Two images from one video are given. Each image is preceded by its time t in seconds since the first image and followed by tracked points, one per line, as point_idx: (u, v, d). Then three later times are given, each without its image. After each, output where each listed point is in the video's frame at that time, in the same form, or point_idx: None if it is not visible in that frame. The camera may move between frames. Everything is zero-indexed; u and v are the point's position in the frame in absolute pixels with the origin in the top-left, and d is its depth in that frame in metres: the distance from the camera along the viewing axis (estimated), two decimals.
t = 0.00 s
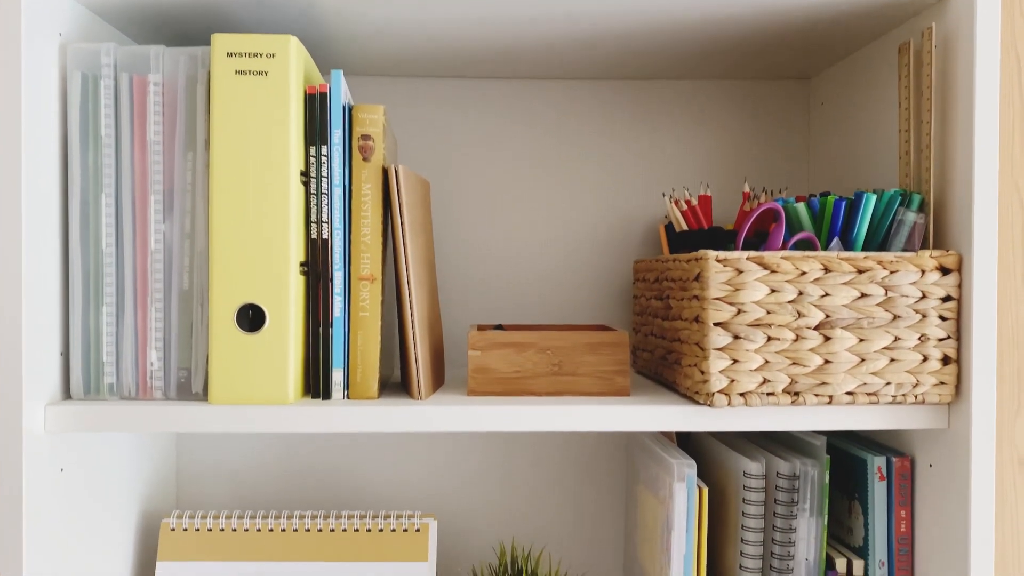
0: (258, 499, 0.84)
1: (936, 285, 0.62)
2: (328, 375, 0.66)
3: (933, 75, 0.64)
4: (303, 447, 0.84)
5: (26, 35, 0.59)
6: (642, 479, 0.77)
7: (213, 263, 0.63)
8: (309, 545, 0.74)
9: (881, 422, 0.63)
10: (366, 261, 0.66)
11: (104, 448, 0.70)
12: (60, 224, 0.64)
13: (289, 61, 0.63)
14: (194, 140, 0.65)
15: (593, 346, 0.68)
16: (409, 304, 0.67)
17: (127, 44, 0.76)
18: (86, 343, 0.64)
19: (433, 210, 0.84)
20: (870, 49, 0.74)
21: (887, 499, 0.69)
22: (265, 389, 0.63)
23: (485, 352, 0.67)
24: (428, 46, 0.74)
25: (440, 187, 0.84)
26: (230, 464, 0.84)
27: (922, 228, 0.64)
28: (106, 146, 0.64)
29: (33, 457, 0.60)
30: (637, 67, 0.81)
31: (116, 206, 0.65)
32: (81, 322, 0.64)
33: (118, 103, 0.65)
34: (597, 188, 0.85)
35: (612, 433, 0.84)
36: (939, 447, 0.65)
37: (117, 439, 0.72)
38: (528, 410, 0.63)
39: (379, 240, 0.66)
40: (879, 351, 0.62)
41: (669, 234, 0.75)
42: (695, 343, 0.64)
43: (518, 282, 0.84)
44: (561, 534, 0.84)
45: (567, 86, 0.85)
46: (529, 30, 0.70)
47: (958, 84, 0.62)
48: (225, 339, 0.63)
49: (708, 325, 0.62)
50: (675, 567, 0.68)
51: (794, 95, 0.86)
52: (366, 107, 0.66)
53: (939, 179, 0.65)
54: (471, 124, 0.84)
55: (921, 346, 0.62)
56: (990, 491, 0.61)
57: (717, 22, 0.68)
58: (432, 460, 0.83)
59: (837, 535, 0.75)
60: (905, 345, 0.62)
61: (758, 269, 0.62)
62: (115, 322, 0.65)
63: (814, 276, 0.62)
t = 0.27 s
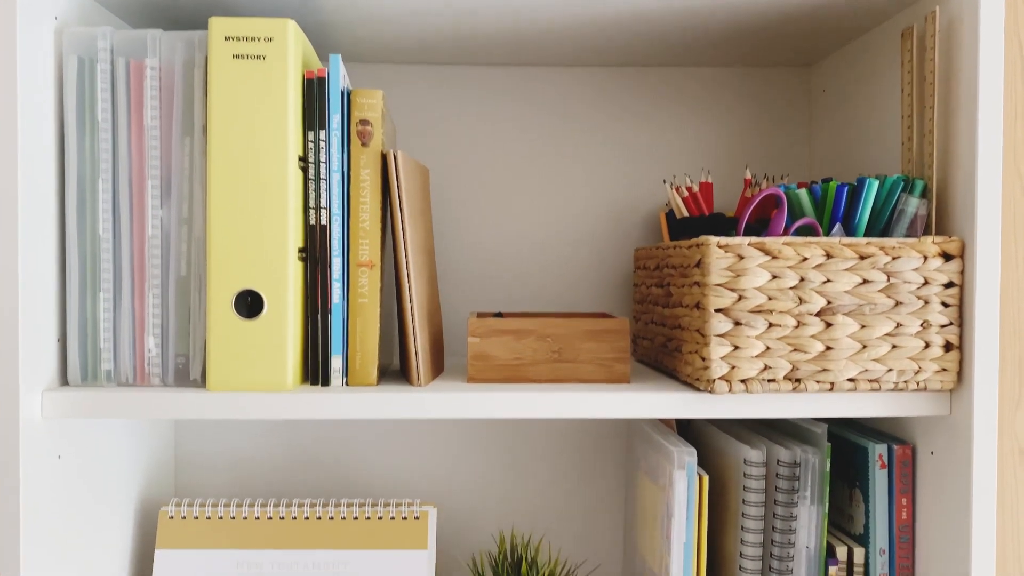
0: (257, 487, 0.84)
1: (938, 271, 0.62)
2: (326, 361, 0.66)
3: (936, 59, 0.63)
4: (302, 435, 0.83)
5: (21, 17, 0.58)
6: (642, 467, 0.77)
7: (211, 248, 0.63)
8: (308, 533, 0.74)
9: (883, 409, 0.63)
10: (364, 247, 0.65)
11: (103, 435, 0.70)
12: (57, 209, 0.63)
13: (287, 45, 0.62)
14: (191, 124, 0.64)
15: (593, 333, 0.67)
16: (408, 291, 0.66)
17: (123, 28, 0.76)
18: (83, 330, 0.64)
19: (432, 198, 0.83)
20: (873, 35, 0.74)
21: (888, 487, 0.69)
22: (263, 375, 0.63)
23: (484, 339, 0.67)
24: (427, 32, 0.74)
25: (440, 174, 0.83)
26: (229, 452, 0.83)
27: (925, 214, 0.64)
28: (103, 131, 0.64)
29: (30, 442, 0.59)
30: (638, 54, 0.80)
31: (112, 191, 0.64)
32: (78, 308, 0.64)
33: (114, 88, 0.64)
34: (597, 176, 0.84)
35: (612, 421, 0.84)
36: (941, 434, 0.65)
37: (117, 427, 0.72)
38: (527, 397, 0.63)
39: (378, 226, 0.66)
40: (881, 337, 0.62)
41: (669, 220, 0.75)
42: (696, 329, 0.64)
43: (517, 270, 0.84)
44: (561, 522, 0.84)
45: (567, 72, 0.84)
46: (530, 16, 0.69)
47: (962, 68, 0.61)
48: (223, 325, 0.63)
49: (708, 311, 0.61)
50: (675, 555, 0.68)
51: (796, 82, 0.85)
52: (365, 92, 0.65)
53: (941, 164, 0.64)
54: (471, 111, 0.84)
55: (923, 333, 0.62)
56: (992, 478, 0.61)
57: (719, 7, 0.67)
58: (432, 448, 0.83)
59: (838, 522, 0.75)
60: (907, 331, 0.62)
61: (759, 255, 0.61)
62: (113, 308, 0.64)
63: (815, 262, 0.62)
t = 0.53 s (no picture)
0: (257, 476, 0.83)
1: (941, 257, 0.62)
2: (327, 348, 0.65)
3: (941, 44, 0.63)
4: (302, 424, 0.83)
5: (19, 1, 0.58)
6: (643, 455, 0.77)
7: (210, 234, 0.62)
8: (309, 520, 0.74)
9: (885, 396, 0.63)
10: (365, 233, 0.65)
11: (103, 422, 0.69)
12: (56, 195, 0.63)
13: (287, 30, 0.62)
14: (190, 110, 0.64)
15: (595, 320, 0.67)
16: (409, 278, 0.66)
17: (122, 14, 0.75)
18: (82, 316, 0.64)
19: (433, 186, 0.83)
20: (876, 22, 0.73)
21: (889, 475, 0.69)
22: (263, 362, 0.63)
23: (485, 327, 0.67)
24: (427, 19, 0.73)
25: (440, 163, 0.83)
26: (229, 441, 0.83)
27: (929, 197, 0.63)
28: (102, 116, 0.63)
29: (30, 429, 0.59)
30: (639, 42, 0.80)
31: (111, 177, 0.64)
32: (77, 294, 0.63)
33: (113, 73, 0.64)
34: (599, 165, 0.84)
35: (613, 410, 0.84)
36: (943, 421, 0.64)
37: (117, 414, 0.72)
38: (529, 384, 0.63)
39: (378, 212, 0.65)
40: (884, 324, 0.62)
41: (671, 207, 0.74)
42: (698, 316, 0.63)
43: (518, 259, 0.84)
44: (562, 511, 0.84)
45: (568, 60, 0.84)
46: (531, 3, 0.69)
47: (966, 53, 0.61)
48: (223, 311, 0.62)
49: (711, 298, 0.61)
50: (677, 542, 0.68)
51: (798, 70, 0.85)
52: (365, 77, 0.65)
53: (945, 150, 0.64)
54: (471, 99, 0.83)
55: (926, 320, 0.62)
56: (994, 465, 0.61)
57: None
58: (433, 437, 0.83)
59: (839, 511, 0.75)
60: (910, 318, 0.62)
61: (762, 242, 0.61)
62: (112, 294, 0.64)
63: (818, 249, 0.61)
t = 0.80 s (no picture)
0: (257, 464, 0.83)
1: (945, 242, 0.61)
2: (328, 334, 0.65)
3: (945, 27, 0.62)
4: (302, 411, 0.83)
5: None
6: (645, 442, 0.77)
7: (210, 219, 0.62)
8: (310, 507, 0.74)
9: (889, 382, 0.62)
10: (365, 218, 0.65)
11: (104, 409, 0.69)
12: (54, 179, 0.63)
13: (286, 13, 0.61)
14: (189, 94, 0.63)
15: (596, 306, 0.67)
16: (409, 263, 0.66)
17: None
18: (81, 301, 0.63)
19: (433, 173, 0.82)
20: (880, 7, 0.73)
21: (892, 462, 0.68)
22: (264, 346, 0.62)
23: (487, 313, 0.66)
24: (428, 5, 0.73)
25: (441, 149, 0.82)
26: (229, 429, 0.83)
27: (933, 182, 0.63)
28: (100, 100, 0.63)
29: (29, 413, 0.59)
30: (641, 28, 0.79)
31: (110, 160, 0.63)
32: (76, 279, 0.63)
33: (111, 56, 0.63)
34: (600, 152, 0.83)
35: (614, 397, 0.83)
36: (946, 407, 0.64)
37: (117, 401, 0.72)
38: (530, 370, 0.62)
39: (379, 197, 0.65)
40: (887, 309, 0.61)
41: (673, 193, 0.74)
42: (700, 301, 0.63)
43: (519, 246, 0.83)
44: (563, 499, 0.84)
45: (570, 47, 0.83)
46: None
47: (971, 36, 0.60)
48: (223, 296, 0.62)
49: (713, 283, 0.60)
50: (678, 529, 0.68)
51: (801, 57, 0.85)
52: (365, 61, 0.64)
53: (949, 134, 0.63)
54: (472, 85, 0.83)
55: (929, 305, 0.61)
56: (997, 450, 0.61)
57: None
58: (434, 424, 0.83)
59: (841, 498, 0.74)
60: (914, 303, 0.61)
61: (765, 226, 0.61)
62: (111, 279, 0.63)
63: (822, 233, 0.61)
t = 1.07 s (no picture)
0: (258, 449, 0.83)
1: (950, 224, 0.61)
2: (328, 316, 0.65)
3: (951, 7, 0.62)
4: (303, 396, 0.83)
5: None
6: (647, 427, 0.77)
7: (210, 200, 0.61)
8: (310, 491, 0.74)
9: (892, 364, 0.62)
10: (366, 200, 0.64)
11: (104, 393, 0.69)
12: (53, 161, 0.62)
13: None
14: (189, 74, 0.63)
15: (599, 290, 0.67)
16: (410, 246, 0.65)
17: None
18: (81, 283, 0.63)
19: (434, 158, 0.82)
20: None
21: (895, 445, 0.68)
22: (265, 329, 0.62)
23: (488, 296, 0.66)
24: None
25: (442, 134, 0.82)
26: (230, 415, 0.83)
27: (937, 164, 0.63)
28: (99, 81, 0.62)
29: (29, 395, 0.58)
30: (644, 11, 0.79)
31: (109, 141, 0.63)
32: (76, 261, 0.63)
33: (110, 36, 0.63)
34: (602, 136, 0.83)
35: (616, 383, 0.83)
36: (950, 390, 0.64)
37: (118, 385, 0.71)
38: (532, 352, 0.62)
39: (380, 179, 0.64)
40: (891, 291, 0.61)
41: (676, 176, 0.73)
42: (703, 284, 0.63)
43: (521, 231, 0.83)
44: (563, 484, 0.83)
45: (572, 30, 0.83)
46: None
47: (977, 15, 0.60)
48: (223, 278, 0.62)
49: (717, 265, 0.60)
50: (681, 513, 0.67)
51: (804, 41, 0.84)
52: (366, 41, 0.64)
53: (954, 114, 0.63)
54: (473, 69, 0.82)
55: (933, 287, 0.61)
56: (1001, 432, 0.61)
57: None
58: (435, 410, 0.82)
59: (843, 483, 0.74)
60: (918, 285, 0.61)
61: (769, 208, 0.60)
62: (111, 261, 0.63)
63: (825, 215, 0.61)
